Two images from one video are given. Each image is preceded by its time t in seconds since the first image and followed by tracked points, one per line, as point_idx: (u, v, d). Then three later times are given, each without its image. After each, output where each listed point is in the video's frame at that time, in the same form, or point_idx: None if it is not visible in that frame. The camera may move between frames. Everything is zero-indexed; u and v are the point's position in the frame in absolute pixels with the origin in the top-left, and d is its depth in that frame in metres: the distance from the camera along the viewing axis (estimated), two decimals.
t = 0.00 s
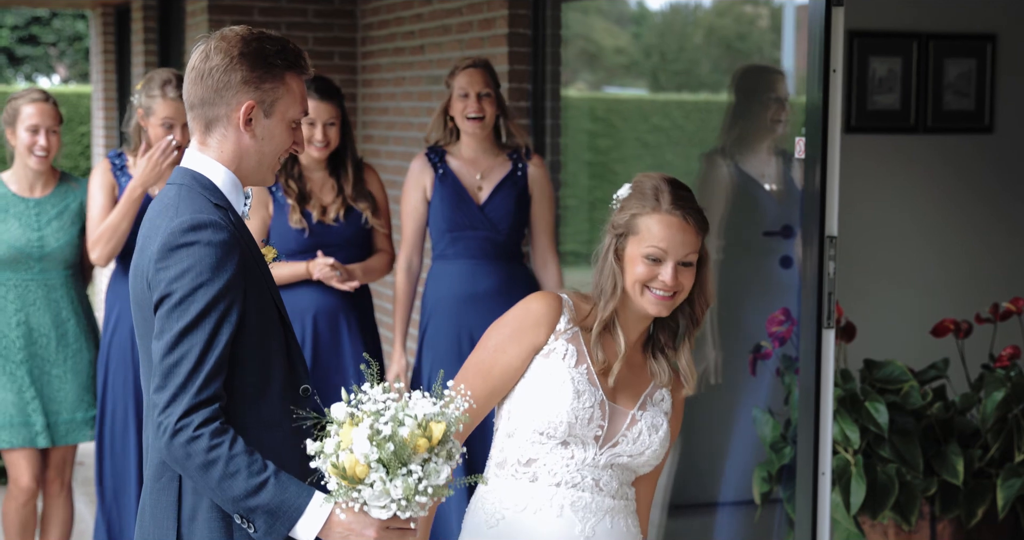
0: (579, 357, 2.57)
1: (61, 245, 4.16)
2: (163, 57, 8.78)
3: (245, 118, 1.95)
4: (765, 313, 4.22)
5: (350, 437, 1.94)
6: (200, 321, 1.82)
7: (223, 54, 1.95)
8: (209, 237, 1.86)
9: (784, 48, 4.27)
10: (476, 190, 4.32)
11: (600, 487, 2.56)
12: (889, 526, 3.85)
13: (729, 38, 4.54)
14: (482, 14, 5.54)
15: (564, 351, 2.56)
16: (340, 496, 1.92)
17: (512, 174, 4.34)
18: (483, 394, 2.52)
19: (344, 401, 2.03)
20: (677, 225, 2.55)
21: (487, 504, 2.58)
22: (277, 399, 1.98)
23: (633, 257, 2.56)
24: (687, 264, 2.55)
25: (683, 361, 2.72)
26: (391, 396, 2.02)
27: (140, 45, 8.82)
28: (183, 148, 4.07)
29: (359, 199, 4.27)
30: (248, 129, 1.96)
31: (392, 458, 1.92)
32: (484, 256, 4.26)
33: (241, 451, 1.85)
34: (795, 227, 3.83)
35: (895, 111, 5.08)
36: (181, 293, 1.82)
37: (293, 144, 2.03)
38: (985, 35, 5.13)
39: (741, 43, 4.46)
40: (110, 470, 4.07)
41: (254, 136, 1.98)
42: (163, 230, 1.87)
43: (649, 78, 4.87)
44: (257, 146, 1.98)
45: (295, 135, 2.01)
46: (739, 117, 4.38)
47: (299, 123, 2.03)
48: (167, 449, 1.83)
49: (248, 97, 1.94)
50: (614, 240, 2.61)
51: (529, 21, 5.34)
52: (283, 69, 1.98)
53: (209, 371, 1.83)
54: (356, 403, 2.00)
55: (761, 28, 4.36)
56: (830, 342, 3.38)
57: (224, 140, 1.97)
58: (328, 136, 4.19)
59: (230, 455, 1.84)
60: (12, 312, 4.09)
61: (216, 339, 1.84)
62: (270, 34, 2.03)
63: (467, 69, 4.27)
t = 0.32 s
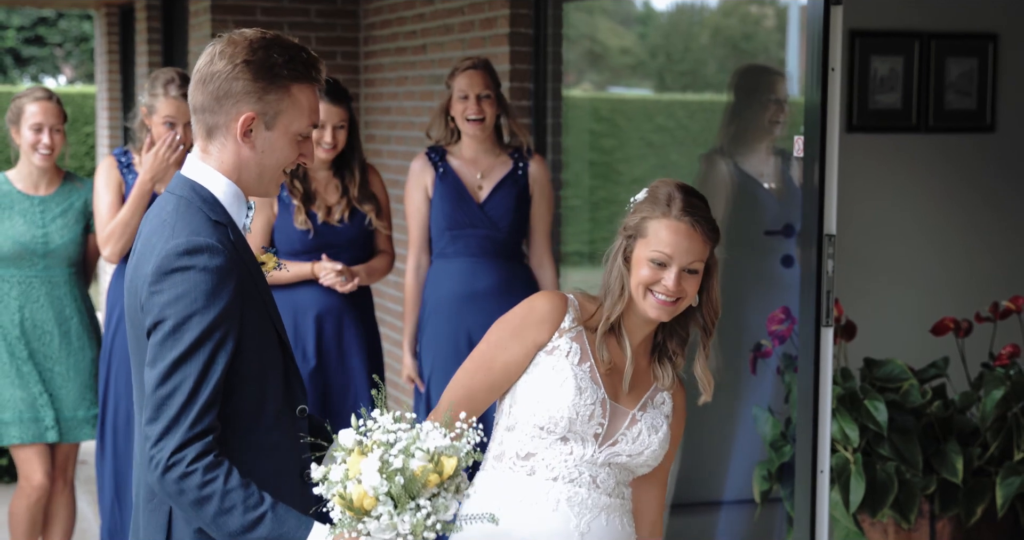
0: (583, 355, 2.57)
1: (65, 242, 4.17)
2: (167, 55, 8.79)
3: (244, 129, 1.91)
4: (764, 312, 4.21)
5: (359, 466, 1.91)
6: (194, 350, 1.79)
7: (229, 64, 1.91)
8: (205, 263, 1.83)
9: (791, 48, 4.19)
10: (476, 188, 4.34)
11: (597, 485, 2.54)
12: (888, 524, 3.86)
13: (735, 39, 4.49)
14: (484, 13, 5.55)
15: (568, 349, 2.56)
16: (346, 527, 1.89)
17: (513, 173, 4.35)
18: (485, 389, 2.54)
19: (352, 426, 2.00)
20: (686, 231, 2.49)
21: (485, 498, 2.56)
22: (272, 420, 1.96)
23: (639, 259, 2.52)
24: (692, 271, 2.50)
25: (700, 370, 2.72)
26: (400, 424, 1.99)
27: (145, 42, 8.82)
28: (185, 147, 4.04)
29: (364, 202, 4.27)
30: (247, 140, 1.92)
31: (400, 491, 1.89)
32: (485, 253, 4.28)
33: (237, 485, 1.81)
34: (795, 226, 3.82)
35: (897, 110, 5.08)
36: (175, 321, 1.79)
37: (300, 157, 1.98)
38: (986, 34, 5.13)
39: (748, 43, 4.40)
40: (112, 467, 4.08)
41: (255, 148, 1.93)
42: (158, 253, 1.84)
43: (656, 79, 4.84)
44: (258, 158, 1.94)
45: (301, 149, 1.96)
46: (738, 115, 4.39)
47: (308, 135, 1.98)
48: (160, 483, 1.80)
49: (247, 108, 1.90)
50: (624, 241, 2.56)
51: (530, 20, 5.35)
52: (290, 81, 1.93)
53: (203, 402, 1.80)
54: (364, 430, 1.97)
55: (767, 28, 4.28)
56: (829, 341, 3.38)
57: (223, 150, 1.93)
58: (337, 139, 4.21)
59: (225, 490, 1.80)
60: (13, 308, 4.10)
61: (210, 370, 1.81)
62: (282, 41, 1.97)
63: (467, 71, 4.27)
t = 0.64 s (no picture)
0: (579, 327, 2.56)
1: (63, 240, 4.16)
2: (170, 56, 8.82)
3: (262, 143, 1.81)
4: (762, 312, 4.19)
5: (359, 495, 1.82)
6: (182, 375, 1.68)
7: (254, 71, 1.81)
8: (200, 284, 1.71)
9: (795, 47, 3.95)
10: (476, 187, 4.34)
11: (598, 457, 2.57)
12: (887, 523, 3.90)
13: (741, 39, 4.35)
14: (484, 13, 5.59)
15: (564, 321, 2.55)
16: None
17: (514, 172, 4.35)
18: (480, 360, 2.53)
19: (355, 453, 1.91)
20: (681, 204, 2.48)
21: (487, 469, 2.59)
22: (263, 444, 1.85)
23: (632, 230, 2.51)
24: (686, 245, 2.49)
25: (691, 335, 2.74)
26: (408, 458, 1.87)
27: (147, 43, 8.85)
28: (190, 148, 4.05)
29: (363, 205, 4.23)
30: (265, 153, 1.82)
31: (399, 527, 1.79)
32: (484, 254, 4.30)
33: (218, 517, 1.70)
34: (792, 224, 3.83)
35: (897, 109, 5.09)
36: (163, 343, 1.68)
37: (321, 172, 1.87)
38: (987, 33, 5.13)
39: (753, 43, 4.26)
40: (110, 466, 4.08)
41: (273, 160, 1.83)
42: (151, 268, 1.72)
43: (661, 79, 4.73)
44: (275, 171, 1.84)
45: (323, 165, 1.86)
46: (738, 113, 4.35)
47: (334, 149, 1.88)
48: (136, 511, 1.70)
49: (268, 122, 1.80)
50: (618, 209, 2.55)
51: (530, 18, 5.42)
52: (315, 94, 1.82)
53: (188, 431, 1.69)
54: (367, 459, 1.87)
55: (772, 28, 4.10)
56: (826, 338, 3.38)
57: (240, 159, 1.84)
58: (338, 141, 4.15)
59: (204, 522, 1.69)
60: (13, 306, 4.10)
61: (197, 398, 1.69)
62: (317, 52, 1.87)
63: (468, 72, 4.28)
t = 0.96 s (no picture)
0: (570, 294, 2.50)
1: (59, 243, 4.16)
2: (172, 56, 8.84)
3: (268, 158, 1.74)
4: (759, 309, 4.22)
5: None
6: (172, 403, 1.58)
7: (264, 84, 1.73)
8: (197, 311, 1.61)
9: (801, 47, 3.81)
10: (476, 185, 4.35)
11: (597, 423, 2.53)
12: (885, 521, 3.93)
13: (747, 39, 4.36)
14: (483, 12, 5.61)
15: (556, 290, 2.47)
16: None
17: (514, 171, 4.36)
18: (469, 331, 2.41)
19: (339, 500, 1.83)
20: (664, 168, 2.42)
21: (487, 445, 2.54)
22: (256, 465, 1.77)
23: (615, 191, 2.46)
24: (668, 208, 2.44)
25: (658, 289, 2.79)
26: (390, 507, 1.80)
27: (150, 43, 8.88)
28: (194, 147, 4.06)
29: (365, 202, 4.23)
30: (270, 169, 1.76)
31: None
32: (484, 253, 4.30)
33: None
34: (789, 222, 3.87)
35: (897, 107, 5.08)
36: (156, 369, 1.57)
37: (328, 189, 1.81)
38: (987, 32, 5.13)
39: (758, 42, 4.29)
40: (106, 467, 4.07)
41: (278, 177, 1.77)
42: (146, 289, 1.62)
43: (667, 79, 4.68)
44: (279, 189, 1.78)
45: (329, 182, 1.79)
46: (738, 113, 4.33)
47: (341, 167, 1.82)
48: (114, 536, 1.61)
49: (274, 137, 1.73)
50: (602, 166, 2.50)
51: (528, 18, 5.42)
52: (327, 112, 1.75)
53: (173, 460, 1.59)
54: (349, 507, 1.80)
55: (777, 28, 4.15)
56: (823, 338, 3.38)
57: (243, 171, 1.76)
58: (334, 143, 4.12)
59: None
60: (9, 307, 4.11)
61: (186, 426, 1.59)
62: (330, 63, 1.79)
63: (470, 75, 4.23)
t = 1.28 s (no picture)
0: (553, 274, 2.48)
1: (49, 239, 4.15)
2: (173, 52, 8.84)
3: (254, 166, 1.73)
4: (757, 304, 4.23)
5: None
6: (156, 418, 1.57)
7: (248, 93, 1.71)
8: (180, 325, 1.59)
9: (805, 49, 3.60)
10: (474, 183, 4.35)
11: (584, 397, 2.55)
12: (882, 520, 3.91)
13: (751, 37, 4.27)
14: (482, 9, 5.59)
15: (540, 272, 2.44)
16: None
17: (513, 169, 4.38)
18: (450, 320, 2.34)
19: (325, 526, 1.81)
20: (634, 145, 2.39)
21: (476, 430, 2.52)
22: (245, 465, 1.75)
23: (584, 166, 2.43)
24: (636, 183, 2.42)
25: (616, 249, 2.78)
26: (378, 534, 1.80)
27: (150, 40, 8.88)
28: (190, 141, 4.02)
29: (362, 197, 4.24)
30: (256, 177, 1.74)
31: None
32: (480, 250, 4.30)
33: None
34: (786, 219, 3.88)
35: (897, 104, 5.06)
36: (139, 385, 1.56)
37: (315, 194, 1.80)
38: (987, 29, 5.10)
39: (762, 40, 4.23)
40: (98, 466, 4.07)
41: (264, 185, 1.75)
42: (128, 302, 1.59)
43: (672, 78, 4.52)
44: (265, 195, 1.76)
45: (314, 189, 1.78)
46: (737, 112, 4.30)
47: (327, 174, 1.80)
48: None
49: (259, 146, 1.71)
50: (569, 140, 2.46)
51: (526, 14, 5.40)
52: (313, 120, 1.74)
53: (156, 475, 1.58)
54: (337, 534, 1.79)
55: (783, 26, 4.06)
56: (819, 335, 3.36)
57: (228, 177, 1.75)
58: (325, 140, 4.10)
59: None
60: None
61: (170, 440, 1.58)
62: (315, 66, 1.78)
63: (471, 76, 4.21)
